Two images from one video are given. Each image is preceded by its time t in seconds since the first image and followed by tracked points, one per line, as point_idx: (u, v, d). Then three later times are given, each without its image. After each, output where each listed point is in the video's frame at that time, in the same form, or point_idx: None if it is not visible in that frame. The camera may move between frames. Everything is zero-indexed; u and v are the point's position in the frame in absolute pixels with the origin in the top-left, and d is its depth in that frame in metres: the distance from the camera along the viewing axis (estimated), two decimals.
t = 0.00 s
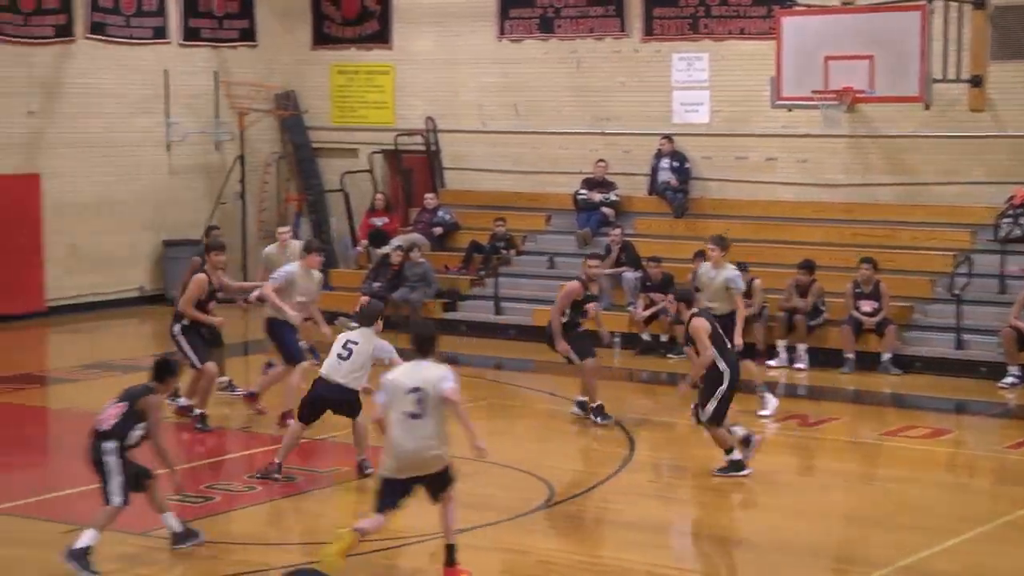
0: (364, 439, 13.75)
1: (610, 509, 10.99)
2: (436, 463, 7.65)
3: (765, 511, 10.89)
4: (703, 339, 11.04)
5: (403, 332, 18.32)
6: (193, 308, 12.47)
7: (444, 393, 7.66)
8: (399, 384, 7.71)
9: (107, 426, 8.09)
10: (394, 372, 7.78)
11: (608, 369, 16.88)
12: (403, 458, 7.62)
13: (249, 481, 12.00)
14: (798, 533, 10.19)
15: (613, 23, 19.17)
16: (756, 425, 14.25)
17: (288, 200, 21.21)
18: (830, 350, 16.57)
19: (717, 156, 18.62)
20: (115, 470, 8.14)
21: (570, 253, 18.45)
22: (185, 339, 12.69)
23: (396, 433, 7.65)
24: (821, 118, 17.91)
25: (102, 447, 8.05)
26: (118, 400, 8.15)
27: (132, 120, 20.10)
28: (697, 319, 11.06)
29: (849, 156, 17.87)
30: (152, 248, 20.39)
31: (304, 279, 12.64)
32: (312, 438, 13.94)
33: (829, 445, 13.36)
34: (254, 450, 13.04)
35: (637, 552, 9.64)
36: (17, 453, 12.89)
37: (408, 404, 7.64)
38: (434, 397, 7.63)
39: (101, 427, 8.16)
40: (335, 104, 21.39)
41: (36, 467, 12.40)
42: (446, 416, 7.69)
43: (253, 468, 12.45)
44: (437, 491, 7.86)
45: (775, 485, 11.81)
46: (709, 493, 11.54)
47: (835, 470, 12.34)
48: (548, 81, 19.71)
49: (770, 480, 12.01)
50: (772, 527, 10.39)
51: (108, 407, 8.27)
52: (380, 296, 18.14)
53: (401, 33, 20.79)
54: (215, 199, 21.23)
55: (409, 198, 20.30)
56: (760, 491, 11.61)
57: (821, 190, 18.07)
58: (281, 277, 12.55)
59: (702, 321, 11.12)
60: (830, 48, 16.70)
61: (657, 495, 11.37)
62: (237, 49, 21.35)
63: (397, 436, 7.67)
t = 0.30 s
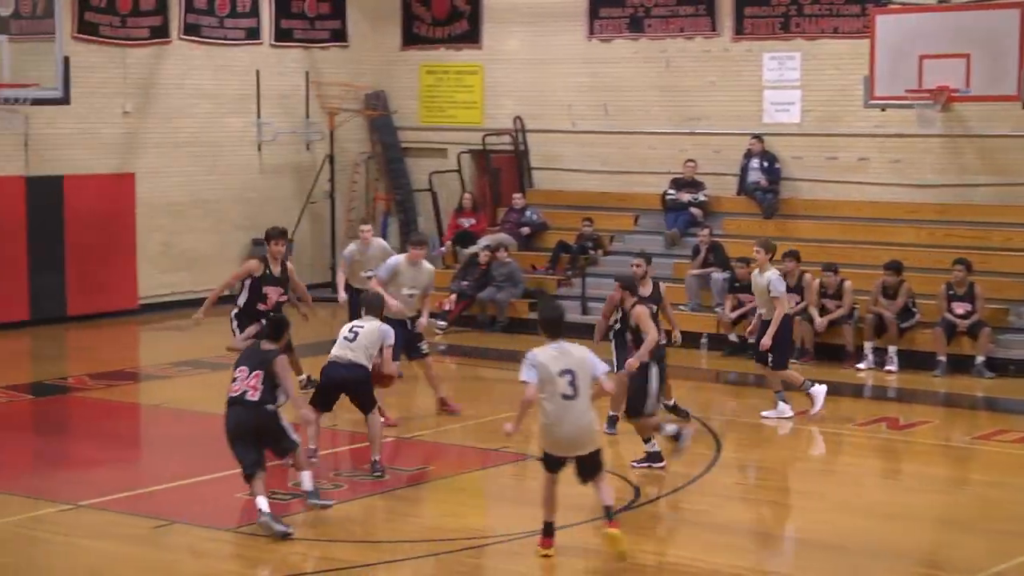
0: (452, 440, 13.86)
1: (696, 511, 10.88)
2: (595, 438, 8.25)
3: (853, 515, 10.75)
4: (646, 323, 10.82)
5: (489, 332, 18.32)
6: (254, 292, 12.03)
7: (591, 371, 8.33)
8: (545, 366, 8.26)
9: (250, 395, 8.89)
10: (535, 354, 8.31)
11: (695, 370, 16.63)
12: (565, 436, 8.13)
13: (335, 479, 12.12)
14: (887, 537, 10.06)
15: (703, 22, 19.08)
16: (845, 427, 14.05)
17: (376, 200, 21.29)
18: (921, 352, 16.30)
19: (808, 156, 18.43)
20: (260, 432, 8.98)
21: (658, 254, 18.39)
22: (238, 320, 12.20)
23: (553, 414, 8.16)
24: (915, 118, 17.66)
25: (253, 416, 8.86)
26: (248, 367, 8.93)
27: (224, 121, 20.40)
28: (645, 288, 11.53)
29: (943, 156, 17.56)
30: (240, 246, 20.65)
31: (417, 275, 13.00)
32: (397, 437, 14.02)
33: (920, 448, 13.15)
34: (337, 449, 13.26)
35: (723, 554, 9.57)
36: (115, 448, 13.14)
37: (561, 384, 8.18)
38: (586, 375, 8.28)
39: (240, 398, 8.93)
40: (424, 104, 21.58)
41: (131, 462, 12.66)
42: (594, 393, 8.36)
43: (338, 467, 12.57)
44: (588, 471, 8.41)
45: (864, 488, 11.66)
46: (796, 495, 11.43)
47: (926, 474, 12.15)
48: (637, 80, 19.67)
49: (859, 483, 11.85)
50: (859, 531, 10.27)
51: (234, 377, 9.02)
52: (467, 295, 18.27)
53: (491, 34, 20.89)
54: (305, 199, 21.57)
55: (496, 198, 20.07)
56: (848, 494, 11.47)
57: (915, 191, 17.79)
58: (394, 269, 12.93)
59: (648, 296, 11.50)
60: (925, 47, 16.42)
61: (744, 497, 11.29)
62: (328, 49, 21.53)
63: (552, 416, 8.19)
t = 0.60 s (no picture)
0: (521, 441, 13.90)
1: (771, 514, 10.80)
2: (727, 438, 8.47)
3: (928, 520, 10.65)
4: (576, 339, 11.01)
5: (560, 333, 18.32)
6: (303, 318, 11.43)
7: (727, 372, 8.44)
8: (684, 371, 8.34)
9: (338, 384, 9.59)
10: (672, 358, 8.37)
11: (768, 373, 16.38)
12: (702, 441, 8.34)
13: (406, 479, 12.21)
14: (965, 543, 9.94)
15: (777, 22, 18.99)
16: (920, 431, 13.91)
17: (447, 200, 21.56)
18: (999, 355, 16.09)
19: (882, 156, 18.25)
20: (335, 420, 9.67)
21: (728, 255, 18.29)
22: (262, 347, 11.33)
23: (688, 419, 8.32)
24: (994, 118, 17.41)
25: (346, 403, 9.55)
26: (335, 356, 9.60)
27: (296, 121, 20.62)
28: (687, 277, 11.85)
29: (1022, 157, 17.27)
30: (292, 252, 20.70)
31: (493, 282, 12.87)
32: (467, 437, 14.07)
33: (997, 453, 12.97)
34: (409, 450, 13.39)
35: (799, 558, 9.50)
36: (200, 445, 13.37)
37: (698, 389, 8.32)
38: (720, 379, 8.37)
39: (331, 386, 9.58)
40: (495, 104, 21.62)
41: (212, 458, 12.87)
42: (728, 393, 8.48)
43: (410, 467, 12.67)
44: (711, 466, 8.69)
45: (940, 493, 11.52)
46: (871, 499, 11.32)
47: (1003, 480, 11.98)
48: (709, 81, 19.60)
49: (934, 488, 11.72)
50: (936, 536, 10.16)
51: (318, 365, 9.61)
52: (538, 295, 18.35)
53: (563, 34, 20.94)
54: (376, 200, 21.77)
55: (568, 198, 20.09)
56: (923, 498, 11.35)
57: (992, 192, 17.53)
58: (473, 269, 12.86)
59: (688, 285, 11.82)
60: (1005, 46, 16.16)
61: (818, 500, 11.22)
62: (400, 50, 21.72)
63: (689, 421, 8.34)
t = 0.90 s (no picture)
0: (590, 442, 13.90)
1: (842, 517, 10.71)
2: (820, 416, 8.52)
3: (1005, 527, 10.47)
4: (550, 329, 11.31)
5: (634, 335, 18.23)
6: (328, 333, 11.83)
7: (822, 350, 8.52)
8: (789, 346, 8.35)
9: (363, 357, 10.11)
10: (775, 333, 8.36)
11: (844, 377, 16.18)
12: (806, 417, 8.32)
13: (478, 480, 12.29)
14: None
15: (855, 22, 18.86)
16: (999, 436, 13.69)
17: (522, 201, 21.65)
18: None
19: (962, 158, 18.00)
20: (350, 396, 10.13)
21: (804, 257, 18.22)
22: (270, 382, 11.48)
23: (794, 395, 8.31)
24: None
25: (371, 376, 10.10)
26: (362, 332, 10.08)
27: (371, 123, 21.06)
28: (695, 290, 11.57)
29: None
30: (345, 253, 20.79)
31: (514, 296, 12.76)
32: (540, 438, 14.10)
33: None
34: (478, 451, 13.43)
35: (875, 564, 9.37)
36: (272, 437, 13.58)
37: (802, 364, 8.35)
38: (820, 355, 8.43)
39: (357, 359, 10.03)
40: (570, 106, 21.94)
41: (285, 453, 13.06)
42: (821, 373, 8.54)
43: (481, 467, 12.73)
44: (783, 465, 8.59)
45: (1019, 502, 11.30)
46: (947, 505, 11.15)
47: None
48: (786, 83, 19.56)
49: (1013, 496, 11.49)
50: (1013, 544, 9.98)
51: (345, 341, 10.03)
52: (611, 297, 18.36)
53: (639, 35, 21.08)
54: (451, 201, 22.21)
55: (642, 200, 20.16)
56: (1001, 506, 11.15)
57: None
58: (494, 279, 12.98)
59: (696, 297, 11.57)
60: None
61: (892, 505, 11.11)
62: (475, 51, 22.12)
63: (793, 397, 8.33)
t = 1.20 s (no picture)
0: (666, 444, 13.86)
1: (925, 526, 10.48)
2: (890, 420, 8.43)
3: None
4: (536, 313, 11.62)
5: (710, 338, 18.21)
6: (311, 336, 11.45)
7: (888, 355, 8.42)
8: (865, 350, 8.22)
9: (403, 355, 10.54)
10: (849, 338, 8.21)
11: (922, 382, 15.94)
12: (881, 422, 8.24)
13: (553, 482, 12.24)
14: None
15: (937, 24, 18.84)
16: None
17: (598, 204, 22.16)
18: None
19: None
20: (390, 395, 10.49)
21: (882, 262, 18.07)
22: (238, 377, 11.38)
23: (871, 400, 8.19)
24: None
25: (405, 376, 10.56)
26: (405, 331, 10.52)
27: (449, 125, 21.24)
28: (718, 278, 11.94)
29: None
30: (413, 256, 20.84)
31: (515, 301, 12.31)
32: (616, 441, 14.02)
33: None
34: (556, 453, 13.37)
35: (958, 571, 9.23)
36: (344, 438, 13.57)
37: (876, 368, 8.24)
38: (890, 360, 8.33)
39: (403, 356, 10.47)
40: (647, 108, 22.19)
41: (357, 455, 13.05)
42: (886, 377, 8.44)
43: (556, 470, 12.68)
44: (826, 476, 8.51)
45: None
46: None
47: None
48: (863, 84, 19.65)
49: None
50: None
51: (393, 341, 10.42)
52: (688, 299, 18.24)
53: (716, 37, 21.31)
54: (526, 203, 22.34)
55: (718, 202, 20.50)
56: None
57: None
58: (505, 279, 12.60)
59: (716, 286, 11.95)
60: None
61: (974, 512, 10.91)
62: (552, 54, 22.27)
63: (869, 402, 8.22)
